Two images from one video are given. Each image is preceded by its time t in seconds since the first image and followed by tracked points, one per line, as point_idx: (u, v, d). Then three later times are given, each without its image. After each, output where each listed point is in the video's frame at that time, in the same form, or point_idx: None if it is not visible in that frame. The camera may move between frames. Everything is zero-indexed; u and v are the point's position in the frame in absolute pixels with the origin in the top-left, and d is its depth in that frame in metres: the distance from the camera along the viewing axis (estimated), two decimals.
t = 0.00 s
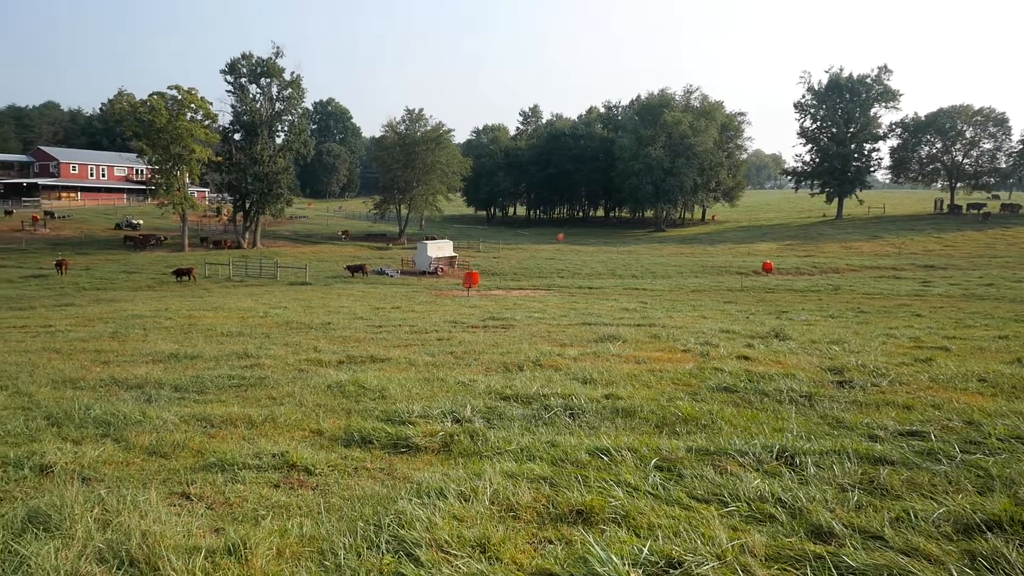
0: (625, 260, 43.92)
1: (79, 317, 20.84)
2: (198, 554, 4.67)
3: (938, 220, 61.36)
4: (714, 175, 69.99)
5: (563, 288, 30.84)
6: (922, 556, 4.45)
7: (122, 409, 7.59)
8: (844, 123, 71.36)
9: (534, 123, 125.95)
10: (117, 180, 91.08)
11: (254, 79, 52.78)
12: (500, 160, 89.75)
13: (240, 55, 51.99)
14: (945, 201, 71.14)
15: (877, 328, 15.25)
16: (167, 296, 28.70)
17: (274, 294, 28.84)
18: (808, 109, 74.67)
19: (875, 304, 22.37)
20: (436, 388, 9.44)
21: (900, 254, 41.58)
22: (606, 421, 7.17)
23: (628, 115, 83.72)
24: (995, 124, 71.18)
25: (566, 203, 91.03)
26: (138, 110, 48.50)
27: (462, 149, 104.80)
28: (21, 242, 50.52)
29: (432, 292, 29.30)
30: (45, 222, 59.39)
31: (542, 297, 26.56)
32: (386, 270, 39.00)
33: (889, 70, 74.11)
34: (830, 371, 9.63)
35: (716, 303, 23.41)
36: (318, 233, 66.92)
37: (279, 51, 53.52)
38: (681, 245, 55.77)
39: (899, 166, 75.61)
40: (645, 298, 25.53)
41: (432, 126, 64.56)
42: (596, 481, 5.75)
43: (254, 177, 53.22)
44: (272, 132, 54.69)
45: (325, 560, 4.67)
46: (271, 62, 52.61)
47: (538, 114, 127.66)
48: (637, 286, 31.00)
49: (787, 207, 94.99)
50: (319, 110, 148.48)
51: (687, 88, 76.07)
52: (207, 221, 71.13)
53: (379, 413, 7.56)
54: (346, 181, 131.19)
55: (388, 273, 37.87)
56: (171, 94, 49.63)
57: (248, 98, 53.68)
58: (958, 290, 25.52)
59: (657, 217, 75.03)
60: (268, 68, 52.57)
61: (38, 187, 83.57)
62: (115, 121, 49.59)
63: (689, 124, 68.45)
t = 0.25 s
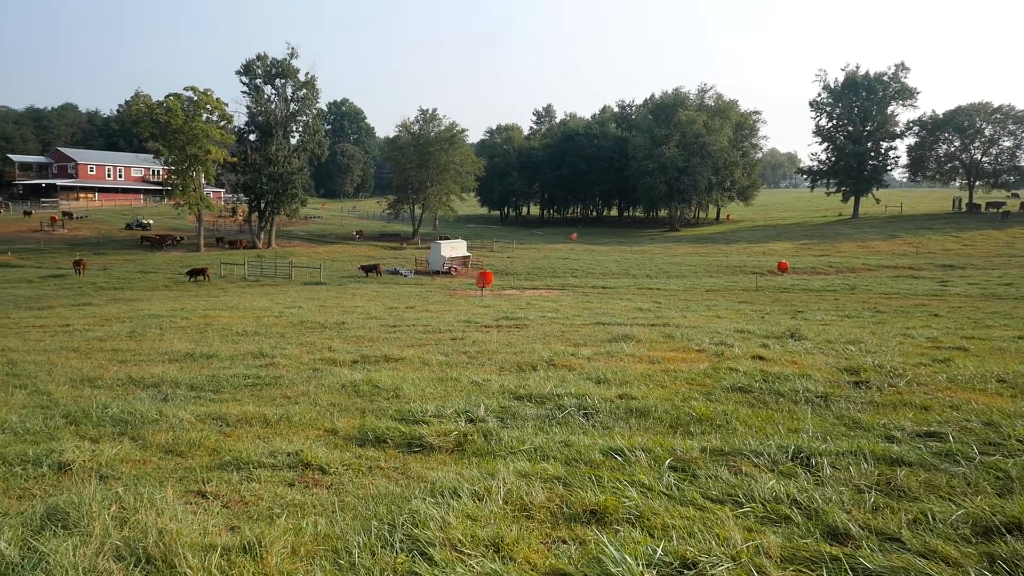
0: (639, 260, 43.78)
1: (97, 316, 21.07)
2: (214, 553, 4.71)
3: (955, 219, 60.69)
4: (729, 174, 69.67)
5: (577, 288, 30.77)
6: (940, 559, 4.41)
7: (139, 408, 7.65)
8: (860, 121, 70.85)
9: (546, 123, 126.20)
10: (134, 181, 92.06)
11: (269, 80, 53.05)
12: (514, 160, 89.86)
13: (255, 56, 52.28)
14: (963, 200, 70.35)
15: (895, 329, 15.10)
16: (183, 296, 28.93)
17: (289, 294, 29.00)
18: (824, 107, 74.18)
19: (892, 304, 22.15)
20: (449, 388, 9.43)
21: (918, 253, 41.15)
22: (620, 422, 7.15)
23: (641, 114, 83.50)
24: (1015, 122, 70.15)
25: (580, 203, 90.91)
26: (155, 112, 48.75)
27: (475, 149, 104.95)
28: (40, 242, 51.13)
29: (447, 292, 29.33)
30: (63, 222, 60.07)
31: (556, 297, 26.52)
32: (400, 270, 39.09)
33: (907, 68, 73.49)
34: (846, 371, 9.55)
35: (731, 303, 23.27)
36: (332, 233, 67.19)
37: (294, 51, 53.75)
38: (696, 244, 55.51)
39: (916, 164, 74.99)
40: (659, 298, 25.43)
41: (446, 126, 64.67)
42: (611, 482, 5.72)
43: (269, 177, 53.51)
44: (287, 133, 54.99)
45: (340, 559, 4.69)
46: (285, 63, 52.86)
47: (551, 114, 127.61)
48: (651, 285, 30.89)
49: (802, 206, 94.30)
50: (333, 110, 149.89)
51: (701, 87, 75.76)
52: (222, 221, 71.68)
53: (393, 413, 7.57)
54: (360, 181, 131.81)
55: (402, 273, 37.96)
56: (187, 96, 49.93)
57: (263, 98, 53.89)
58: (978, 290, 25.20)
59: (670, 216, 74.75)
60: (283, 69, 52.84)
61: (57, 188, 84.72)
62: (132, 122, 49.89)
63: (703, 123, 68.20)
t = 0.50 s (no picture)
0: (651, 259, 43.67)
1: (113, 316, 21.25)
2: (228, 551, 4.73)
3: (970, 219, 60.10)
4: (742, 174, 69.39)
5: (589, 288, 30.72)
6: (957, 561, 4.37)
7: (153, 407, 7.71)
8: (875, 119, 70.46)
9: (558, 122, 126.23)
10: (149, 181, 92.77)
11: (282, 81, 53.27)
12: (526, 159, 89.90)
13: (268, 57, 52.50)
14: (979, 199, 69.68)
15: (910, 329, 14.99)
16: (197, 295, 29.13)
17: (302, 294, 29.14)
18: (838, 106, 73.76)
19: (908, 304, 21.97)
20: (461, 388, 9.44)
21: (933, 253, 40.79)
22: (632, 422, 7.13)
23: (654, 114, 83.28)
24: None
25: (592, 203, 90.76)
26: (169, 113, 49.02)
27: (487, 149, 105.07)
28: (57, 243, 51.68)
29: (459, 292, 29.35)
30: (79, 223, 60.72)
31: (569, 297, 26.49)
32: (412, 270, 39.18)
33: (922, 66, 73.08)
34: (861, 372, 9.48)
35: (744, 303, 23.16)
36: (345, 234, 67.45)
37: (307, 52, 53.92)
38: (709, 244, 55.39)
39: (932, 163, 74.48)
40: (672, 298, 25.35)
41: (458, 126, 64.77)
42: (623, 483, 5.71)
43: (282, 177, 53.71)
44: (300, 133, 55.21)
45: (353, 558, 4.70)
46: (299, 63, 53.05)
47: (563, 114, 127.56)
48: (664, 285, 30.80)
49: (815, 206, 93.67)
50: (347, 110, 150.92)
51: (714, 86, 75.40)
52: (236, 221, 72.21)
53: (405, 413, 7.59)
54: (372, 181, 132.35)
55: (414, 273, 38.04)
56: (201, 96, 50.22)
57: (276, 99, 54.08)
58: (995, 290, 24.95)
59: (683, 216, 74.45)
60: (296, 69, 53.04)
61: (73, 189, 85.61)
62: (147, 123, 50.11)
63: (716, 122, 68.00)
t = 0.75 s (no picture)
0: (663, 260, 43.55)
1: (128, 314, 21.40)
2: (240, 549, 4.75)
3: (984, 220, 59.57)
4: (755, 174, 69.09)
5: (601, 288, 30.69)
6: (970, 566, 4.34)
7: (166, 405, 7.76)
8: (890, 119, 69.93)
9: (570, 123, 126.16)
10: (163, 181, 93.42)
11: (295, 81, 53.51)
12: (538, 159, 89.81)
13: (282, 58, 52.77)
14: (995, 200, 69.09)
15: (923, 330, 14.90)
16: (210, 294, 29.33)
17: (314, 293, 29.31)
18: (852, 106, 73.10)
19: (922, 305, 21.84)
20: (472, 388, 9.43)
21: (948, 254, 40.46)
22: (643, 422, 7.12)
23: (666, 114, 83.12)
24: None
25: (604, 203, 90.53)
26: (184, 113, 49.36)
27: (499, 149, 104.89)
28: (73, 242, 52.19)
29: (471, 292, 29.39)
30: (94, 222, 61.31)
31: (581, 297, 26.46)
32: (424, 270, 39.30)
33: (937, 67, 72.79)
34: (874, 373, 9.41)
35: (757, 304, 23.09)
36: (358, 233, 67.65)
37: (320, 53, 54.14)
38: (721, 244, 55.26)
39: (948, 163, 73.91)
40: (684, 299, 25.29)
41: (470, 126, 64.89)
42: (634, 483, 5.69)
43: (295, 177, 53.97)
44: (313, 133, 55.43)
45: (364, 557, 4.71)
46: (311, 63, 53.24)
47: (575, 114, 127.39)
48: (676, 286, 30.72)
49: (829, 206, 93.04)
50: (359, 111, 151.72)
51: (728, 85, 75.06)
52: (249, 220, 72.69)
53: (417, 412, 7.59)
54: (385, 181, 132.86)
55: (426, 273, 38.13)
56: (215, 97, 50.57)
57: (289, 99, 54.36)
58: (1011, 291, 24.74)
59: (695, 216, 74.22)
60: (309, 70, 53.26)
61: (88, 189, 86.45)
62: (162, 123, 50.65)
63: (729, 121, 67.81)
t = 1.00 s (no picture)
0: (677, 260, 43.39)
1: (145, 314, 21.63)
2: (256, 547, 4.78)
3: (1004, 219, 58.73)
4: (771, 173, 68.63)
5: (615, 288, 30.66)
6: (993, 570, 4.27)
7: (183, 405, 7.82)
8: (908, 118, 69.24)
9: (584, 122, 125.91)
10: (180, 182, 94.12)
11: (309, 83, 53.81)
12: (552, 160, 89.56)
13: (296, 59, 53.06)
14: (1015, 199, 68.10)
15: (943, 331, 14.71)
16: (226, 295, 29.60)
17: (329, 293, 29.49)
18: (869, 104, 72.51)
19: (942, 305, 21.56)
20: (486, 388, 9.44)
21: (968, 254, 39.93)
22: (658, 423, 7.08)
23: (681, 113, 82.75)
24: None
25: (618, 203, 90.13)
26: (200, 115, 49.78)
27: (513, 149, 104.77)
28: (92, 242, 52.87)
29: (485, 292, 29.44)
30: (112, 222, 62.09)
31: (595, 297, 26.41)
32: (438, 270, 39.39)
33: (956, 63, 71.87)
34: (892, 374, 9.31)
35: (773, 304, 22.91)
36: (372, 234, 67.94)
37: (334, 54, 54.33)
38: (736, 244, 55.03)
39: (967, 162, 73.05)
40: (699, 299, 25.17)
41: (484, 127, 64.91)
42: (649, 484, 5.66)
43: (310, 178, 54.26)
44: (327, 135, 55.65)
45: (378, 556, 4.73)
46: (326, 65, 53.52)
47: (589, 114, 127.13)
48: (690, 286, 30.59)
49: (844, 206, 92.27)
50: (374, 112, 152.57)
51: (743, 84, 74.59)
52: (266, 222, 73.28)
53: (431, 412, 7.60)
54: (399, 182, 133.55)
55: (440, 273, 38.23)
56: (230, 98, 50.95)
57: (303, 101, 54.67)
58: None
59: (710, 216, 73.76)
60: (323, 71, 53.52)
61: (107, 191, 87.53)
62: (178, 125, 51.22)
63: (744, 121, 67.50)
